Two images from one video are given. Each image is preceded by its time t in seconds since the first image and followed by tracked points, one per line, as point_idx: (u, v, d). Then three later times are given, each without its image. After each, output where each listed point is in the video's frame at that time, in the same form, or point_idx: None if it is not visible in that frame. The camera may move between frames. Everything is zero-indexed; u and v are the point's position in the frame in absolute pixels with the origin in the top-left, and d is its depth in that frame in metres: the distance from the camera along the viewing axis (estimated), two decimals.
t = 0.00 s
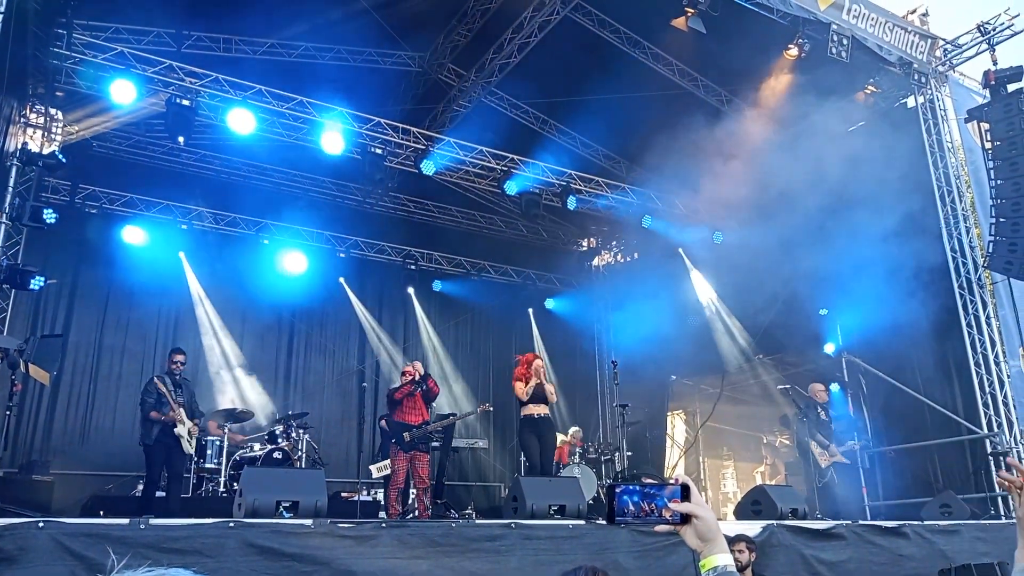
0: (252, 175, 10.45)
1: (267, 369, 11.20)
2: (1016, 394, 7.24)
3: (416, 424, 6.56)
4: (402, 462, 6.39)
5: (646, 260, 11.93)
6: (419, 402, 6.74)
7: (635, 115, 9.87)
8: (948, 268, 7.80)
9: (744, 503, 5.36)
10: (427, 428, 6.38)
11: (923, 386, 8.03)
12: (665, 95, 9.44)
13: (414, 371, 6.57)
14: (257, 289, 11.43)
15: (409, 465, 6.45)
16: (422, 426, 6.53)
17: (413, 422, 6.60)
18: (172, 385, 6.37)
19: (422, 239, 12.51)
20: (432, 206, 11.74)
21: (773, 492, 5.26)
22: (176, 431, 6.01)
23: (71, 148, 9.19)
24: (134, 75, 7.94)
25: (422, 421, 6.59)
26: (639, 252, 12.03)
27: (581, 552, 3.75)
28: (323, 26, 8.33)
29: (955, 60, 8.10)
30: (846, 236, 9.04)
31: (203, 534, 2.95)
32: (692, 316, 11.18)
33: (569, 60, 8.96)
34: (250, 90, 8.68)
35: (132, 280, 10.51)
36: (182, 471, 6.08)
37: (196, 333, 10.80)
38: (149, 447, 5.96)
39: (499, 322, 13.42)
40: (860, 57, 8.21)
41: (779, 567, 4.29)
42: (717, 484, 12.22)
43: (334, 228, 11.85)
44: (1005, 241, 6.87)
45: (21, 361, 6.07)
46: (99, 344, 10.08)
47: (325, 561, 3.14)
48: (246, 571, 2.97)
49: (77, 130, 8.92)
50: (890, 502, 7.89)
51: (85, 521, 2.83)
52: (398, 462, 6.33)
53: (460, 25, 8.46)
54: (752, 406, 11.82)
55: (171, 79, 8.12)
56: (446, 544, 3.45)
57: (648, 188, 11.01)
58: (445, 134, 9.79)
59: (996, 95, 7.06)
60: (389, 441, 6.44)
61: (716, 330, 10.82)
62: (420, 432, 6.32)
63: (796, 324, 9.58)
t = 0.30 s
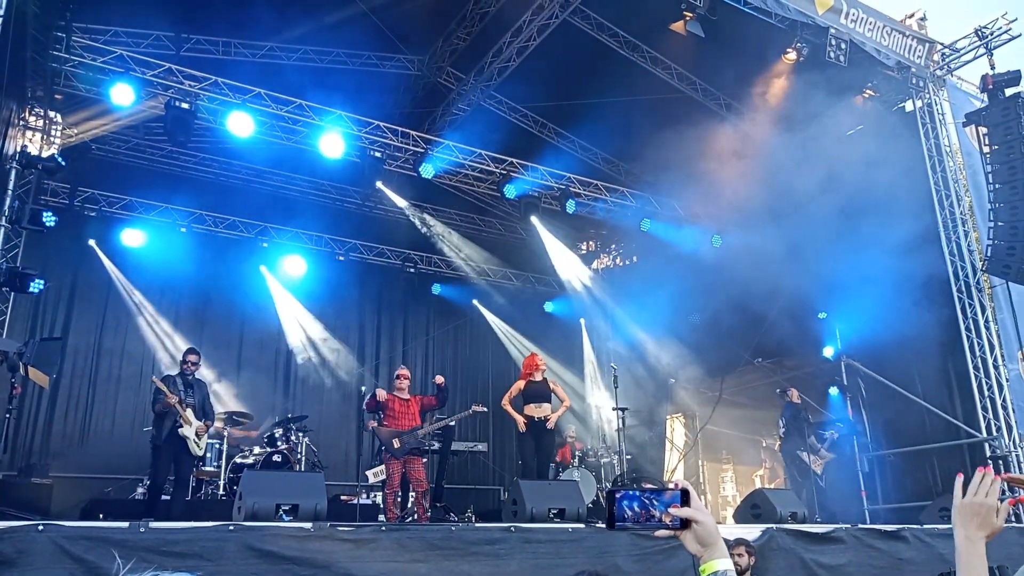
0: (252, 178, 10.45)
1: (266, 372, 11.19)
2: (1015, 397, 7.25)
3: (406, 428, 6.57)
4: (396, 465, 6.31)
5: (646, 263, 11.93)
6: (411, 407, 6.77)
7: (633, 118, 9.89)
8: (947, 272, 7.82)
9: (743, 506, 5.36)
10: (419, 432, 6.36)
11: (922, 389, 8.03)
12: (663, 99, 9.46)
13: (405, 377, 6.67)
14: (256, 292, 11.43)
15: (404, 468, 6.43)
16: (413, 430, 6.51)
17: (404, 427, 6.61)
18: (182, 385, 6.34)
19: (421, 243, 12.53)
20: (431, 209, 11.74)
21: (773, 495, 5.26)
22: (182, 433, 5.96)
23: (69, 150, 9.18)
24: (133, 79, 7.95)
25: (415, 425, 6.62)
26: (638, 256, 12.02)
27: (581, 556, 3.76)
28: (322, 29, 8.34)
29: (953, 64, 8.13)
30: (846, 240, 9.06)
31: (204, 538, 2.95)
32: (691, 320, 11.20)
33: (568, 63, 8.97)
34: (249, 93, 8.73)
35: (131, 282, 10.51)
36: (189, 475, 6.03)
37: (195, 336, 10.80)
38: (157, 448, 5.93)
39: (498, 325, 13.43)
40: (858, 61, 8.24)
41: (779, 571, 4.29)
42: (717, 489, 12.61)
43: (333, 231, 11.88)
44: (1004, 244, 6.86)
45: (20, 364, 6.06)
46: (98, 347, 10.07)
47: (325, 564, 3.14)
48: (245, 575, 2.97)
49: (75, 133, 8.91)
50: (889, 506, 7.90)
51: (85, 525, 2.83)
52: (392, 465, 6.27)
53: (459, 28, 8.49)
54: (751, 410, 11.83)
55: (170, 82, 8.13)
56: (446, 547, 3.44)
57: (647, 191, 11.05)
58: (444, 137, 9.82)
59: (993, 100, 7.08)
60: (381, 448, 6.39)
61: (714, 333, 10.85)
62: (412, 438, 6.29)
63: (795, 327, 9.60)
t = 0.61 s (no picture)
0: (253, 181, 10.46)
1: (266, 375, 11.19)
2: (1016, 399, 7.20)
3: (406, 428, 6.62)
4: (396, 468, 6.30)
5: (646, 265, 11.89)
6: (409, 406, 6.81)
7: (633, 121, 9.90)
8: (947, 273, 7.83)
9: (745, 508, 5.36)
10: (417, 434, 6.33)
11: (922, 391, 8.03)
12: (663, 100, 9.46)
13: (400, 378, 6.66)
14: (256, 295, 11.44)
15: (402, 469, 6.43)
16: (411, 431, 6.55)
17: (402, 427, 6.65)
18: (191, 382, 6.27)
19: (422, 246, 12.54)
20: (432, 212, 11.72)
21: (774, 497, 5.25)
22: (188, 433, 5.89)
23: (71, 153, 9.18)
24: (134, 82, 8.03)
25: (414, 425, 6.67)
26: (638, 257, 12.00)
27: (583, 558, 3.76)
28: (323, 32, 8.36)
29: (953, 65, 8.16)
30: (848, 242, 9.07)
31: (205, 541, 2.95)
32: (691, 322, 11.18)
33: (568, 65, 8.98)
34: (251, 95, 8.84)
35: (131, 285, 10.52)
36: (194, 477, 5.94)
37: (196, 338, 10.81)
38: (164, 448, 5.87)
39: (498, 327, 13.44)
40: (858, 62, 8.25)
41: (780, 573, 4.28)
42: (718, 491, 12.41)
43: (334, 233, 11.91)
44: (1005, 245, 6.85)
45: (22, 367, 6.07)
46: (99, 351, 10.07)
47: (325, 567, 3.14)
48: None
49: (76, 135, 8.89)
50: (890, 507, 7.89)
51: (85, 528, 2.83)
52: (392, 468, 6.27)
53: (459, 30, 8.46)
54: (752, 411, 11.82)
55: (170, 85, 8.25)
56: (447, 550, 3.44)
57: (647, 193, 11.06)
58: (443, 141, 9.80)
59: (993, 101, 7.07)
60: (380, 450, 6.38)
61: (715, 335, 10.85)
62: (409, 440, 6.21)
63: (796, 329, 9.60)
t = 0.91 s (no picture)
0: (252, 182, 10.46)
1: (265, 376, 11.19)
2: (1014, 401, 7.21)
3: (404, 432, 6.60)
4: (395, 470, 6.30)
5: (645, 266, 11.92)
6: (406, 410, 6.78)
7: (632, 122, 9.92)
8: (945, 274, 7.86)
9: (743, 510, 5.37)
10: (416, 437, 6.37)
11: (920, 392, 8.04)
12: (661, 102, 9.48)
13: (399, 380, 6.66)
14: (255, 296, 11.44)
15: (400, 472, 6.41)
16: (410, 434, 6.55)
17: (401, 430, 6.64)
18: (193, 382, 6.23)
19: (421, 247, 12.56)
20: (431, 213, 11.72)
21: (772, 498, 5.26)
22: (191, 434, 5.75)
23: (70, 154, 9.18)
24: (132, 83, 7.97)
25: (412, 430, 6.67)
26: (637, 259, 12.02)
27: (581, 560, 3.76)
28: (322, 33, 8.36)
29: (950, 68, 8.15)
30: (845, 244, 9.10)
31: (202, 543, 2.95)
32: (689, 324, 11.21)
33: (567, 67, 8.99)
34: (250, 97, 8.81)
35: (130, 286, 10.53)
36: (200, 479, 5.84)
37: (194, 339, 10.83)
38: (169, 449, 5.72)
39: (496, 329, 13.45)
40: (855, 64, 8.27)
41: (778, 574, 4.28)
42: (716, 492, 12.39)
43: (332, 235, 11.93)
44: (1003, 247, 6.87)
45: (19, 369, 6.07)
46: (97, 352, 10.06)
47: (324, 569, 3.14)
48: None
49: (75, 137, 8.90)
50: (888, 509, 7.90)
51: (83, 530, 2.83)
52: (391, 470, 6.27)
53: (457, 32, 8.46)
54: (750, 413, 11.83)
55: (169, 86, 8.21)
56: (445, 552, 3.45)
57: (646, 195, 11.07)
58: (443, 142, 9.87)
59: (990, 103, 7.09)
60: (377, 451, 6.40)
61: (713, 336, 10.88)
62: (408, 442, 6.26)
63: (794, 330, 9.62)
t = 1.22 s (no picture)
0: (251, 186, 10.46)
1: (265, 379, 11.18)
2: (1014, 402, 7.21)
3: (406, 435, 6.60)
4: (395, 472, 6.30)
5: (645, 269, 11.91)
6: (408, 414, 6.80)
7: (630, 125, 9.93)
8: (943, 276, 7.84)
9: (742, 511, 5.37)
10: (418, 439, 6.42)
11: (920, 395, 8.04)
12: (660, 105, 9.48)
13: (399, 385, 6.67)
14: (255, 299, 11.44)
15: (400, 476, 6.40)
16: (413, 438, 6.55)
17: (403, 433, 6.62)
18: (192, 381, 6.15)
19: (420, 250, 12.58)
20: (430, 216, 11.73)
21: (771, 500, 5.27)
22: (194, 431, 5.76)
23: (69, 157, 9.19)
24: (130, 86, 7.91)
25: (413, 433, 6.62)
26: (637, 261, 12.02)
27: (580, 562, 3.76)
28: (321, 36, 8.37)
29: (948, 70, 8.16)
30: (843, 246, 9.12)
31: (201, 545, 2.95)
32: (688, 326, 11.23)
33: (565, 70, 9.01)
34: (248, 100, 8.81)
35: (129, 290, 10.52)
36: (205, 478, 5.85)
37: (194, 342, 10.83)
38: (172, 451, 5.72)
39: (496, 332, 13.45)
40: (853, 67, 8.28)
41: None
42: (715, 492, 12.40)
43: (332, 238, 11.94)
44: (1001, 249, 6.88)
45: (18, 373, 6.08)
46: (96, 356, 10.05)
47: (323, 571, 3.14)
48: None
49: (74, 140, 8.92)
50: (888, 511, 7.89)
51: (82, 532, 2.84)
52: (391, 472, 6.28)
53: (456, 36, 8.48)
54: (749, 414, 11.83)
55: (168, 90, 8.27)
56: (445, 554, 3.45)
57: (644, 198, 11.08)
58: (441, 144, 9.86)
59: (987, 105, 7.06)
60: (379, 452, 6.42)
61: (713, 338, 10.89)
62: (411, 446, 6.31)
63: (793, 332, 9.63)
